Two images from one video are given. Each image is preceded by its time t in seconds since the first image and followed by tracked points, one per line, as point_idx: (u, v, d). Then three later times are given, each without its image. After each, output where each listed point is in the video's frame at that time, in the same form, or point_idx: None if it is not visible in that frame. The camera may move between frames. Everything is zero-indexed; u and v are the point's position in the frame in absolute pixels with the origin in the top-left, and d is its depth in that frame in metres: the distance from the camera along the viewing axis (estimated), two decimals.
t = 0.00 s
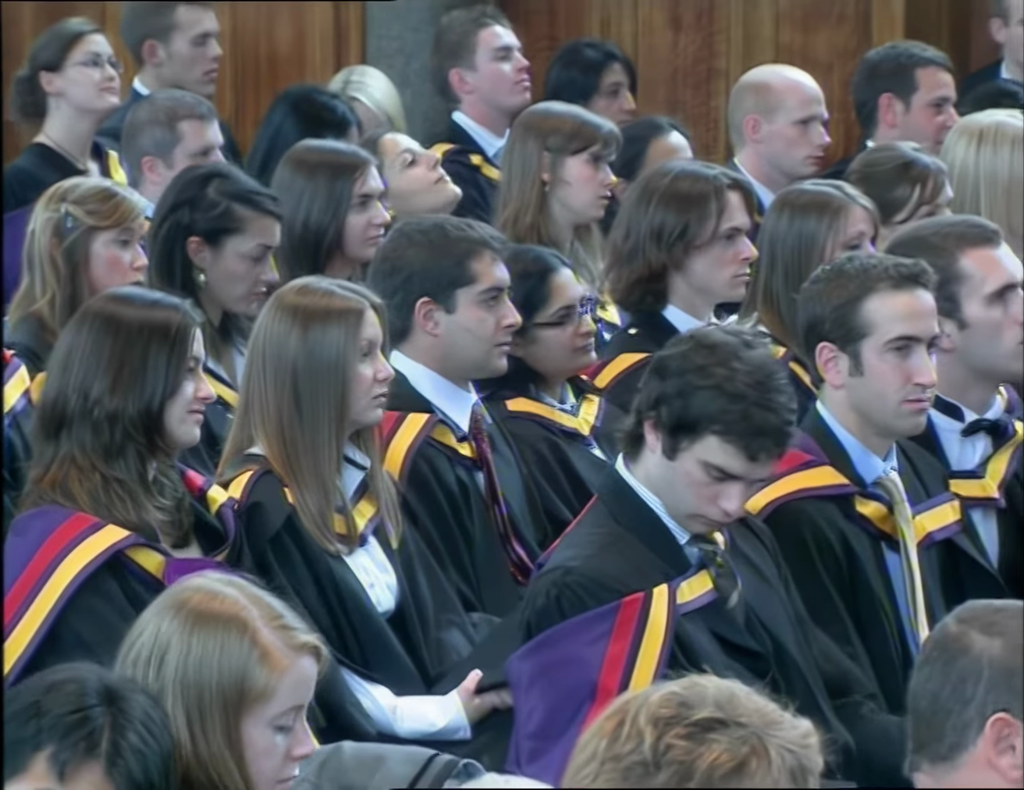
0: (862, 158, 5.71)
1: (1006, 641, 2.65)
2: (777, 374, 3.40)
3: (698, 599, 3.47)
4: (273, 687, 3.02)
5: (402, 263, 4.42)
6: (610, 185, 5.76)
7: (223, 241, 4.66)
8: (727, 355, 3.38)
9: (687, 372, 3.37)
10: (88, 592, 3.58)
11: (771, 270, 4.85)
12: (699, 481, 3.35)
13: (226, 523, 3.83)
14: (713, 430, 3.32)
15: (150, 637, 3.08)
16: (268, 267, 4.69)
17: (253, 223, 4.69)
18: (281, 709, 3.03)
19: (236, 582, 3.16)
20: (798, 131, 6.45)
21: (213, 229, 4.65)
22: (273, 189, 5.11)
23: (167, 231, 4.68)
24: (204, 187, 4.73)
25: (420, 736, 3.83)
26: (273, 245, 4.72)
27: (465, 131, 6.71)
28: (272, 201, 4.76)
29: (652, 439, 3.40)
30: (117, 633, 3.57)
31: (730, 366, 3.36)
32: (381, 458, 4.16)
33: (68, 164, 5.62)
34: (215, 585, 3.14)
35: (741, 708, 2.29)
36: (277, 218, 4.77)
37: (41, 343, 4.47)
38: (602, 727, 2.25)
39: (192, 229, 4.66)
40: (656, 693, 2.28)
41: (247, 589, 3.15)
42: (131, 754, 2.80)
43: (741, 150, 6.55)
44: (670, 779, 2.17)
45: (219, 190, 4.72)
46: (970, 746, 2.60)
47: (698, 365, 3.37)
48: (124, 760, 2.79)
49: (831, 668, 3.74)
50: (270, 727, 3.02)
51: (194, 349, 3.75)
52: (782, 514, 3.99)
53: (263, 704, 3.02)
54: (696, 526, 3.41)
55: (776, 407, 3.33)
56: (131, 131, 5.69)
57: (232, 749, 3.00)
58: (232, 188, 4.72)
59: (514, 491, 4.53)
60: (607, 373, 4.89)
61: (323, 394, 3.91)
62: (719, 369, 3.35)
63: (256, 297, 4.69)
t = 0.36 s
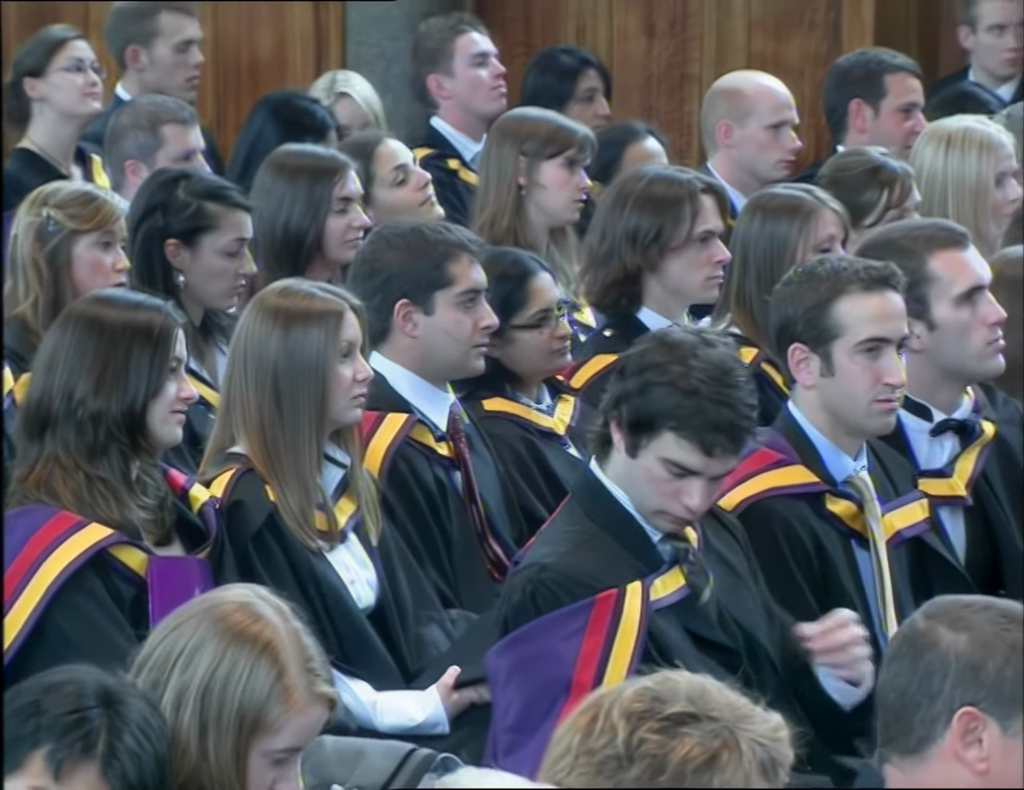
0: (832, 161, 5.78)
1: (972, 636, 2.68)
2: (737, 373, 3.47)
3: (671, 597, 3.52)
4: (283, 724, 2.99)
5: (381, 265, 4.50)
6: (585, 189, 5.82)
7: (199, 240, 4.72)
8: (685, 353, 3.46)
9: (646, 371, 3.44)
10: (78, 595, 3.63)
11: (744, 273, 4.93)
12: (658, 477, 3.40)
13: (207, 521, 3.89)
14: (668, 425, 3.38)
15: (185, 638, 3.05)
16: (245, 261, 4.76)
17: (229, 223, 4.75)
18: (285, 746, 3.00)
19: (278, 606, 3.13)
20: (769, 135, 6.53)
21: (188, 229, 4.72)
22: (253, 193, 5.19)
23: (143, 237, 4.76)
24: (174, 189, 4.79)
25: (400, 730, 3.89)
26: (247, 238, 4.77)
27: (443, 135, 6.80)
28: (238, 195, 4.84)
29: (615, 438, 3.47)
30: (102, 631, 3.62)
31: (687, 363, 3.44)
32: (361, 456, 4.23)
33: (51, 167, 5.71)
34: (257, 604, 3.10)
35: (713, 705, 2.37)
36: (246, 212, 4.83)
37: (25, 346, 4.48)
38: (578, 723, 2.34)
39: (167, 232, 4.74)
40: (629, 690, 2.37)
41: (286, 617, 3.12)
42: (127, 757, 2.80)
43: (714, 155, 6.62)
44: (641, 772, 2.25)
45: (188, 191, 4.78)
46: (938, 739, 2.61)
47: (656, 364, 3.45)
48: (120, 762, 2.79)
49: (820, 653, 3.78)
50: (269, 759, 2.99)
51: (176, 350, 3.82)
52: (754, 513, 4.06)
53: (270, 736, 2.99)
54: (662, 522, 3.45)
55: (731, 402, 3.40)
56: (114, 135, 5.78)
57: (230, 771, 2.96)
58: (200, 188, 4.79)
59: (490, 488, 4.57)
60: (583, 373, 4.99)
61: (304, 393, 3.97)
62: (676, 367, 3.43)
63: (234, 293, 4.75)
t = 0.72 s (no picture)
0: (802, 165, 5.87)
1: (940, 631, 2.72)
2: (708, 368, 3.56)
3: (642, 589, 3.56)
4: (264, 728, 3.02)
5: (360, 267, 4.57)
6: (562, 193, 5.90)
7: (183, 242, 4.80)
8: (657, 350, 3.56)
9: (620, 367, 3.54)
10: (65, 593, 3.69)
11: (716, 275, 5.00)
12: (632, 470, 3.49)
13: (189, 519, 3.94)
14: (643, 419, 3.47)
15: (172, 639, 3.08)
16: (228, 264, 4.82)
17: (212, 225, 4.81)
18: (265, 750, 3.03)
19: (267, 610, 3.15)
20: (741, 140, 6.62)
21: (172, 231, 4.79)
22: (234, 196, 5.26)
23: (129, 238, 4.83)
24: (159, 193, 4.86)
25: (379, 724, 3.95)
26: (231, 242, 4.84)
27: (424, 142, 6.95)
28: (223, 199, 4.90)
29: (589, 434, 3.55)
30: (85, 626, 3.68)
31: (660, 359, 3.53)
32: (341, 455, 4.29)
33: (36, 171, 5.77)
34: (246, 609, 3.14)
35: (685, 699, 2.45)
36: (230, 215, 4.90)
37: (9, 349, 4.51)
38: (552, 715, 2.41)
39: (152, 233, 4.81)
40: (601, 684, 2.44)
41: (274, 622, 3.14)
42: (109, 751, 2.84)
43: (686, 159, 6.71)
44: (615, 763, 2.34)
45: (173, 194, 4.85)
46: (906, 732, 2.66)
47: (630, 361, 3.54)
48: (101, 756, 2.83)
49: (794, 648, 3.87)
50: (249, 763, 3.02)
51: (159, 351, 3.88)
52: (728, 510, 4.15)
53: (250, 740, 3.02)
54: (636, 516, 3.53)
55: (703, 396, 3.48)
56: (97, 140, 5.84)
57: (210, 773, 2.99)
58: (186, 191, 4.86)
59: (467, 486, 4.65)
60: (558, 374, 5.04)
61: (284, 392, 4.04)
62: (648, 363, 3.52)
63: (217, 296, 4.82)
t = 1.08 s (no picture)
0: (772, 170, 5.95)
1: (906, 627, 2.79)
2: (693, 382, 3.57)
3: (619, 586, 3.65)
4: (240, 727, 2.96)
5: (337, 270, 4.63)
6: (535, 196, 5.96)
7: (161, 244, 4.86)
8: (646, 363, 3.55)
9: (609, 376, 3.52)
10: (47, 593, 3.74)
11: (686, 277, 5.07)
12: (615, 480, 3.51)
13: (168, 517, 4.00)
14: (633, 433, 3.47)
15: (150, 639, 3.03)
16: (206, 266, 4.87)
17: (187, 227, 4.87)
18: (241, 749, 2.97)
19: (244, 612, 3.11)
20: (711, 144, 6.69)
21: (149, 234, 4.86)
22: (212, 200, 5.32)
23: (106, 240, 4.89)
24: (135, 195, 4.92)
25: (355, 719, 4.01)
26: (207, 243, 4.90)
27: (397, 147, 7.02)
28: (199, 202, 4.96)
29: (573, 436, 3.54)
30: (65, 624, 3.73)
31: (649, 372, 3.52)
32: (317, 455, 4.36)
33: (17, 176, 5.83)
34: (225, 610, 3.08)
35: (656, 693, 2.52)
36: (207, 217, 4.96)
37: None
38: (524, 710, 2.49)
39: (129, 236, 4.87)
40: (575, 681, 2.53)
41: (251, 624, 3.09)
42: (86, 744, 2.80)
43: (657, 162, 6.79)
44: (587, 757, 2.41)
45: (149, 198, 4.91)
46: (873, 726, 2.72)
47: (619, 372, 3.52)
48: (78, 748, 2.80)
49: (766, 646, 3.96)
50: (225, 762, 2.95)
51: (137, 352, 3.93)
52: (698, 508, 4.21)
53: (225, 738, 2.95)
54: (611, 517, 3.59)
55: (692, 414, 3.50)
56: (77, 144, 5.90)
57: (186, 770, 2.93)
58: (162, 194, 4.92)
59: (441, 485, 4.73)
60: (531, 375, 5.10)
61: (261, 393, 4.09)
62: (640, 376, 3.51)
63: (195, 297, 4.87)
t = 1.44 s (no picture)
0: (744, 170, 5.99)
1: (877, 624, 2.82)
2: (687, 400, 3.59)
3: (593, 586, 3.71)
4: (207, 708, 3.13)
5: (311, 269, 4.66)
6: (508, 196, 6.00)
7: (137, 244, 4.87)
8: (643, 380, 3.55)
9: (605, 392, 3.52)
10: (26, 593, 3.81)
11: (659, 276, 5.10)
12: (601, 494, 3.54)
13: (144, 516, 4.02)
14: (628, 453, 3.49)
15: (113, 630, 3.19)
16: (180, 265, 4.90)
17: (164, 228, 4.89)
18: (210, 730, 3.14)
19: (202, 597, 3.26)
20: (683, 145, 6.73)
21: (125, 234, 4.87)
22: (187, 200, 5.35)
23: (82, 239, 4.90)
24: (110, 195, 4.94)
25: (329, 716, 4.05)
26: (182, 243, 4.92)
27: (372, 147, 7.05)
28: (174, 202, 4.98)
29: (561, 446, 3.55)
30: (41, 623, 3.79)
31: (646, 390, 3.54)
32: (291, 453, 4.37)
33: None
34: (184, 597, 3.24)
35: (630, 690, 2.56)
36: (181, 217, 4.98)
37: None
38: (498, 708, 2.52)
39: (105, 237, 4.88)
40: (548, 679, 2.56)
41: (210, 608, 3.24)
42: (63, 743, 2.91)
43: (630, 163, 6.83)
44: (562, 753, 2.45)
45: (125, 198, 4.94)
46: (843, 723, 2.75)
47: (614, 388, 3.53)
48: (54, 748, 2.91)
49: (751, 634, 3.99)
50: (195, 743, 3.13)
51: (113, 352, 3.95)
52: (670, 510, 4.25)
53: (194, 720, 3.12)
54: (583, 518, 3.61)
55: (685, 434, 3.52)
56: (53, 145, 5.91)
57: (159, 753, 3.10)
58: (137, 194, 4.95)
59: (416, 485, 4.75)
60: (505, 373, 5.10)
61: (236, 393, 4.11)
62: (640, 396, 3.52)
63: (170, 297, 4.89)
